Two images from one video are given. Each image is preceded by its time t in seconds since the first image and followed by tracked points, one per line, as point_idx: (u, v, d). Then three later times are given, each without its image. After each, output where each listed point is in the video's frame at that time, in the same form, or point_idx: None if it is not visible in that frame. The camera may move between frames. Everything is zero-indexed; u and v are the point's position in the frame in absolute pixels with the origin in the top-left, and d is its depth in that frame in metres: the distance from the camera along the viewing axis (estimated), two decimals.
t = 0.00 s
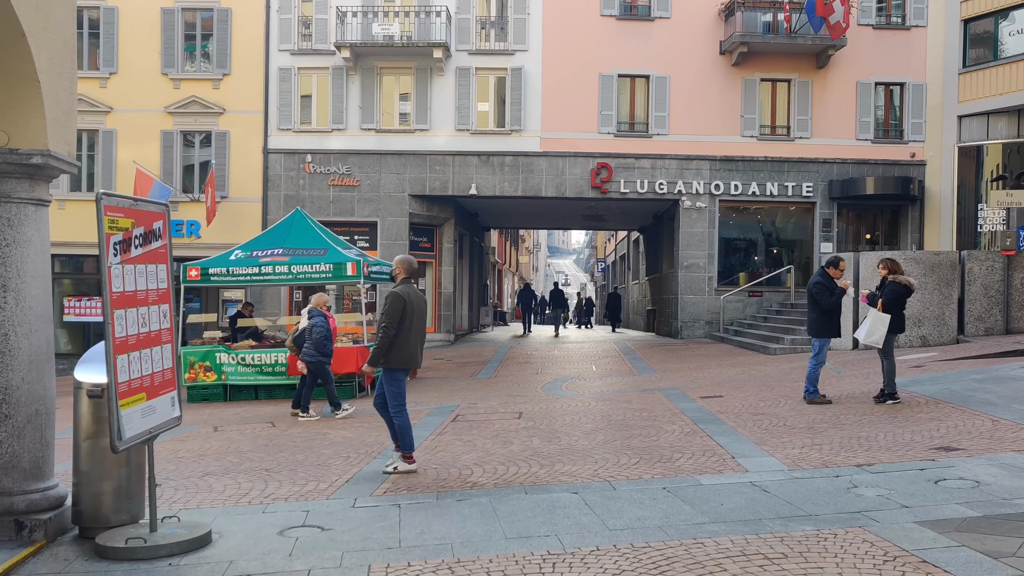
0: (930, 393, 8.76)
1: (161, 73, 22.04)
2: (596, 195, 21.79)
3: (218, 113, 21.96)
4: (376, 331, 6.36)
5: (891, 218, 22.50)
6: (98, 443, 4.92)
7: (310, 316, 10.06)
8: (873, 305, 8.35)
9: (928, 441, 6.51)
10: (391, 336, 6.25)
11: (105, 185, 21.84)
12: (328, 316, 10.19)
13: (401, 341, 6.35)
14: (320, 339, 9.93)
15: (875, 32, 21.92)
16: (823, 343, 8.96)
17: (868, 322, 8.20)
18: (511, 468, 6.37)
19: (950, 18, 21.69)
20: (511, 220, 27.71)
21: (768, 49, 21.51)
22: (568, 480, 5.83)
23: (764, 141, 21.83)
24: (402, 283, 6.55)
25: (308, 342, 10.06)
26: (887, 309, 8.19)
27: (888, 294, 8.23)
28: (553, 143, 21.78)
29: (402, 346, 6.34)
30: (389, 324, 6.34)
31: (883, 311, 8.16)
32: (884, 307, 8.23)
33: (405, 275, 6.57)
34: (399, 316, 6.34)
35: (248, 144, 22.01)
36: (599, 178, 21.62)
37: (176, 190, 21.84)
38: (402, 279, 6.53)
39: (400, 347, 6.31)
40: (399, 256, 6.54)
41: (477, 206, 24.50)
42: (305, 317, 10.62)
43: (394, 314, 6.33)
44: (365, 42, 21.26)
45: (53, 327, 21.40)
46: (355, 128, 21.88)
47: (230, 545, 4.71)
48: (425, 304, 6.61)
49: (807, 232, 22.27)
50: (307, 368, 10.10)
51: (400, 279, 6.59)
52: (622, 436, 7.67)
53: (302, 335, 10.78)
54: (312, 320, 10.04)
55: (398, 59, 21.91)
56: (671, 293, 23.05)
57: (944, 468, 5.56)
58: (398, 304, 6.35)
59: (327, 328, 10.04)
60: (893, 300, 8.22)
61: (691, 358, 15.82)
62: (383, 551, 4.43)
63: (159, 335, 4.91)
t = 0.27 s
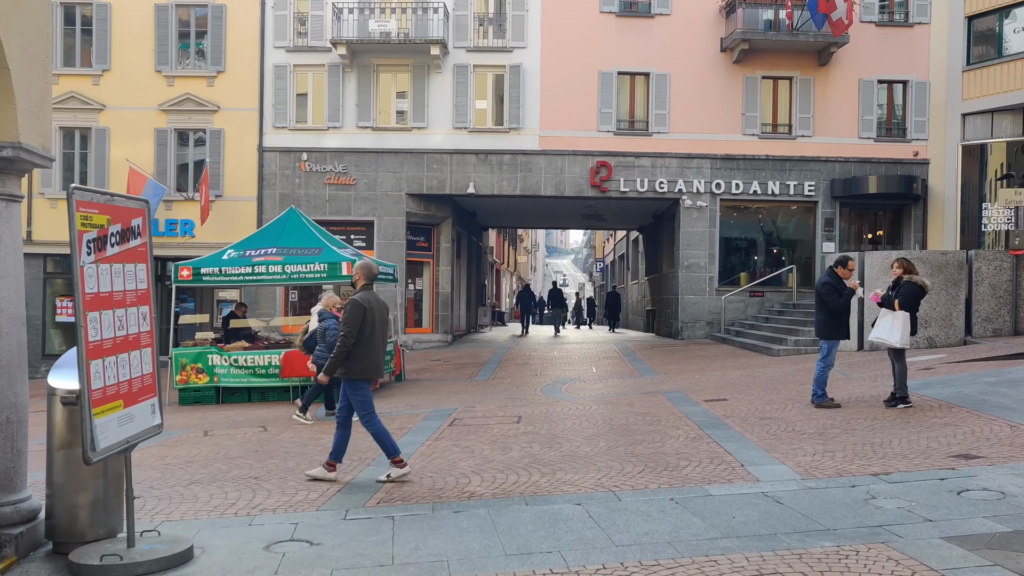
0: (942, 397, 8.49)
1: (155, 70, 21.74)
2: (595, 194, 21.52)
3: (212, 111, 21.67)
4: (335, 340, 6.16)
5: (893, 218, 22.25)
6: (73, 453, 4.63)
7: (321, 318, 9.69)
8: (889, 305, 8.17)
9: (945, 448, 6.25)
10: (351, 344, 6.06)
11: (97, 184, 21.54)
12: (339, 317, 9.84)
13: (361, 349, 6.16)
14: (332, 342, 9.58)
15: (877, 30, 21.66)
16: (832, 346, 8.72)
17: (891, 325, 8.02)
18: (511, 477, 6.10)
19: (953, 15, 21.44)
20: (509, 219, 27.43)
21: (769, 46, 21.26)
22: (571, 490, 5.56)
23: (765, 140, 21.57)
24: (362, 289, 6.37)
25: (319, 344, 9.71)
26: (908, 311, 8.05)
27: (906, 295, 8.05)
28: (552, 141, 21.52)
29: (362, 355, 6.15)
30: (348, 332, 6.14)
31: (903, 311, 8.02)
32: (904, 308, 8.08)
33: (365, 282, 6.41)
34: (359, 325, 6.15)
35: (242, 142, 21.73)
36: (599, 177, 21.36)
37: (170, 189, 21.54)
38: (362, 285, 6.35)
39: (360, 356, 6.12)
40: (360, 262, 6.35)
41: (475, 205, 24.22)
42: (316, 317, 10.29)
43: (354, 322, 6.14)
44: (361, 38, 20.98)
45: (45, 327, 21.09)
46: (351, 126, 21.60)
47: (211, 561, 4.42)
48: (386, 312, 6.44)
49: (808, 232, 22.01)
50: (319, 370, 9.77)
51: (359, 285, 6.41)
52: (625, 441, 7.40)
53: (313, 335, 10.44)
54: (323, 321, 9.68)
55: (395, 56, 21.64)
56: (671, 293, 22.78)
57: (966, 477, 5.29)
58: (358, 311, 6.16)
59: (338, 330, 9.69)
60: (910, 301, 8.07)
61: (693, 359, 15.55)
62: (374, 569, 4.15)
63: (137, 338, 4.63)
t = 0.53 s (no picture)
0: (958, 400, 8.23)
1: (150, 66, 21.45)
2: (596, 192, 21.26)
3: (208, 108, 21.39)
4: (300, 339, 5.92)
5: (898, 216, 22.01)
6: (50, 462, 4.36)
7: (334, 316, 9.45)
8: (906, 305, 7.94)
9: (968, 454, 5.99)
10: (319, 344, 5.83)
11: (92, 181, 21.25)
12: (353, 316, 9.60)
13: (328, 348, 5.94)
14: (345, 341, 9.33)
15: (882, 26, 21.39)
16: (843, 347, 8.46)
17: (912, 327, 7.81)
18: (514, 484, 5.83)
19: (958, 12, 21.16)
20: (509, 218, 27.17)
21: (772, 42, 21.00)
22: (578, 499, 5.29)
23: (768, 137, 21.32)
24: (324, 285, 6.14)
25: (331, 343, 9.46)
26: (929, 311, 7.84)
27: (925, 294, 7.83)
28: (553, 139, 21.26)
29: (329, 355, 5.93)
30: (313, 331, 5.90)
31: (923, 311, 7.82)
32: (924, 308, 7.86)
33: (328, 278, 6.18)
34: (325, 322, 5.92)
35: (239, 139, 21.45)
36: (600, 175, 21.10)
37: (166, 186, 21.26)
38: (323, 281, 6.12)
39: (328, 355, 5.90)
40: (322, 257, 6.12)
41: (474, 203, 23.95)
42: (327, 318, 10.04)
43: (320, 320, 5.90)
44: (359, 35, 20.70)
45: (40, 327, 20.83)
46: (350, 124, 21.33)
47: None
48: (350, 309, 6.23)
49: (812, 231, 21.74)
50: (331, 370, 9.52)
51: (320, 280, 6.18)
52: (632, 446, 7.14)
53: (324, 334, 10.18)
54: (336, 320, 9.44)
55: (394, 52, 21.36)
56: (673, 293, 22.52)
57: (994, 486, 5.03)
58: (322, 308, 5.93)
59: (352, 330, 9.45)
60: (930, 300, 7.84)
61: (697, 360, 15.29)
62: None
63: (119, 340, 4.37)
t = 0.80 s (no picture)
0: (972, 402, 7.97)
1: (144, 62, 21.18)
2: (596, 190, 21.03)
3: (203, 105, 21.12)
4: (255, 345, 5.70)
5: (901, 215, 21.75)
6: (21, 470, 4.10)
7: (343, 314, 9.24)
8: (921, 303, 7.70)
9: (989, 459, 5.73)
10: (275, 350, 5.62)
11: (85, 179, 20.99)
12: (362, 315, 9.36)
13: (285, 353, 5.72)
14: (352, 341, 9.11)
15: (885, 22, 21.12)
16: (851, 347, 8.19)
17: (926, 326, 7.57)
18: (514, 490, 5.57)
19: (962, 7, 20.88)
20: (508, 216, 26.93)
21: (774, 38, 20.74)
22: (582, 507, 5.02)
23: (770, 135, 21.08)
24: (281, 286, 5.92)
25: (340, 342, 9.25)
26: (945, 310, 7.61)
27: (941, 292, 7.60)
28: (552, 136, 21.00)
29: (287, 359, 5.72)
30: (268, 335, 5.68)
31: (940, 309, 7.59)
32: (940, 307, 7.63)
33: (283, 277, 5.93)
34: (281, 325, 5.70)
35: (234, 137, 21.19)
36: (600, 172, 20.86)
37: (160, 184, 20.99)
38: (279, 282, 5.90)
39: (286, 361, 5.69)
40: (277, 257, 5.89)
41: (473, 201, 23.70)
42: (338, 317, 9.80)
43: (275, 324, 5.68)
44: (356, 31, 20.43)
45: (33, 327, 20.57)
46: (346, 121, 21.07)
47: None
48: (308, 307, 6.00)
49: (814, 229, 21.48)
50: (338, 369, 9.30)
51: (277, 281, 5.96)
52: (636, 450, 6.88)
53: (334, 334, 9.96)
54: (345, 318, 9.22)
55: (391, 49, 21.09)
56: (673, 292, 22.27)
57: (1020, 493, 4.77)
58: (278, 311, 5.71)
59: (361, 329, 9.22)
60: (945, 299, 7.62)
61: (699, 360, 15.06)
62: None
63: (96, 339, 4.10)
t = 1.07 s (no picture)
0: (986, 406, 7.73)
1: (137, 60, 20.91)
2: (595, 189, 20.79)
3: (197, 103, 20.85)
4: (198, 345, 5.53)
5: (903, 214, 21.52)
6: None
7: (354, 315, 8.97)
8: (935, 305, 7.45)
9: (1010, 468, 5.48)
10: (217, 352, 5.44)
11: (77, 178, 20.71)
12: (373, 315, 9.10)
13: (228, 356, 5.53)
14: (362, 342, 8.84)
15: (887, 19, 20.88)
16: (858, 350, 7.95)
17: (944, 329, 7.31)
18: (514, 501, 5.31)
19: (965, 5, 20.64)
20: (506, 216, 26.68)
21: (775, 36, 20.49)
22: (586, 520, 4.77)
23: (771, 133, 20.84)
24: (230, 287, 5.73)
25: (350, 343, 8.96)
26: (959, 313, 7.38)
27: (955, 293, 7.37)
28: (550, 135, 20.74)
29: (229, 363, 5.53)
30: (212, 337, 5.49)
31: (954, 312, 7.35)
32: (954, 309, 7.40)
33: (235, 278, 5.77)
34: (225, 328, 5.51)
35: (229, 135, 20.92)
36: (599, 171, 20.59)
37: (153, 183, 20.72)
38: (227, 282, 5.71)
39: (228, 364, 5.51)
40: (227, 257, 5.71)
41: (470, 201, 23.44)
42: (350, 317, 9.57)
43: (219, 326, 5.49)
44: (352, 27, 20.16)
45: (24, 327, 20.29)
46: (342, 119, 20.81)
47: None
48: (257, 310, 5.81)
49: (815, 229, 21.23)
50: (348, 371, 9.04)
51: (226, 281, 5.78)
52: (640, 457, 6.63)
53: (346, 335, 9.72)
54: (355, 318, 8.95)
55: (388, 46, 20.82)
56: (673, 292, 22.03)
57: None
58: (222, 312, 5.52)
59: (371, 330, 8.94)
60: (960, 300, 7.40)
61: (700, 361, 14.81)
62: None
63: (67, 346, 3.84)
